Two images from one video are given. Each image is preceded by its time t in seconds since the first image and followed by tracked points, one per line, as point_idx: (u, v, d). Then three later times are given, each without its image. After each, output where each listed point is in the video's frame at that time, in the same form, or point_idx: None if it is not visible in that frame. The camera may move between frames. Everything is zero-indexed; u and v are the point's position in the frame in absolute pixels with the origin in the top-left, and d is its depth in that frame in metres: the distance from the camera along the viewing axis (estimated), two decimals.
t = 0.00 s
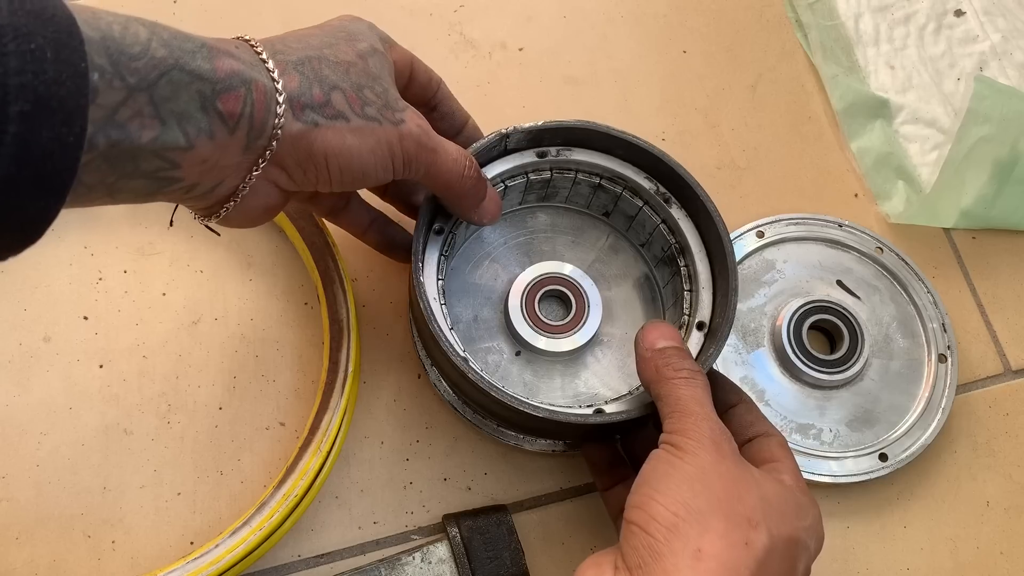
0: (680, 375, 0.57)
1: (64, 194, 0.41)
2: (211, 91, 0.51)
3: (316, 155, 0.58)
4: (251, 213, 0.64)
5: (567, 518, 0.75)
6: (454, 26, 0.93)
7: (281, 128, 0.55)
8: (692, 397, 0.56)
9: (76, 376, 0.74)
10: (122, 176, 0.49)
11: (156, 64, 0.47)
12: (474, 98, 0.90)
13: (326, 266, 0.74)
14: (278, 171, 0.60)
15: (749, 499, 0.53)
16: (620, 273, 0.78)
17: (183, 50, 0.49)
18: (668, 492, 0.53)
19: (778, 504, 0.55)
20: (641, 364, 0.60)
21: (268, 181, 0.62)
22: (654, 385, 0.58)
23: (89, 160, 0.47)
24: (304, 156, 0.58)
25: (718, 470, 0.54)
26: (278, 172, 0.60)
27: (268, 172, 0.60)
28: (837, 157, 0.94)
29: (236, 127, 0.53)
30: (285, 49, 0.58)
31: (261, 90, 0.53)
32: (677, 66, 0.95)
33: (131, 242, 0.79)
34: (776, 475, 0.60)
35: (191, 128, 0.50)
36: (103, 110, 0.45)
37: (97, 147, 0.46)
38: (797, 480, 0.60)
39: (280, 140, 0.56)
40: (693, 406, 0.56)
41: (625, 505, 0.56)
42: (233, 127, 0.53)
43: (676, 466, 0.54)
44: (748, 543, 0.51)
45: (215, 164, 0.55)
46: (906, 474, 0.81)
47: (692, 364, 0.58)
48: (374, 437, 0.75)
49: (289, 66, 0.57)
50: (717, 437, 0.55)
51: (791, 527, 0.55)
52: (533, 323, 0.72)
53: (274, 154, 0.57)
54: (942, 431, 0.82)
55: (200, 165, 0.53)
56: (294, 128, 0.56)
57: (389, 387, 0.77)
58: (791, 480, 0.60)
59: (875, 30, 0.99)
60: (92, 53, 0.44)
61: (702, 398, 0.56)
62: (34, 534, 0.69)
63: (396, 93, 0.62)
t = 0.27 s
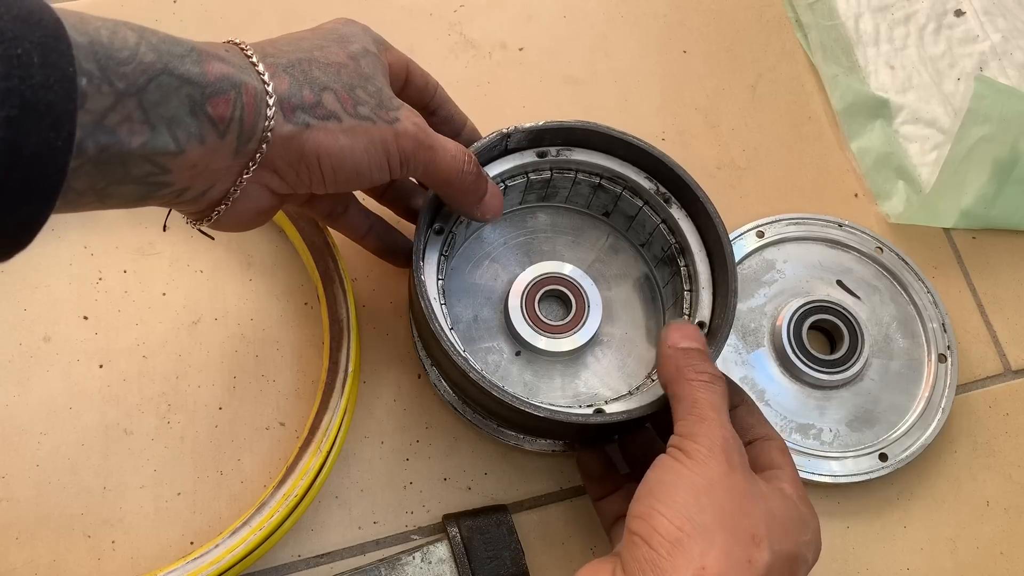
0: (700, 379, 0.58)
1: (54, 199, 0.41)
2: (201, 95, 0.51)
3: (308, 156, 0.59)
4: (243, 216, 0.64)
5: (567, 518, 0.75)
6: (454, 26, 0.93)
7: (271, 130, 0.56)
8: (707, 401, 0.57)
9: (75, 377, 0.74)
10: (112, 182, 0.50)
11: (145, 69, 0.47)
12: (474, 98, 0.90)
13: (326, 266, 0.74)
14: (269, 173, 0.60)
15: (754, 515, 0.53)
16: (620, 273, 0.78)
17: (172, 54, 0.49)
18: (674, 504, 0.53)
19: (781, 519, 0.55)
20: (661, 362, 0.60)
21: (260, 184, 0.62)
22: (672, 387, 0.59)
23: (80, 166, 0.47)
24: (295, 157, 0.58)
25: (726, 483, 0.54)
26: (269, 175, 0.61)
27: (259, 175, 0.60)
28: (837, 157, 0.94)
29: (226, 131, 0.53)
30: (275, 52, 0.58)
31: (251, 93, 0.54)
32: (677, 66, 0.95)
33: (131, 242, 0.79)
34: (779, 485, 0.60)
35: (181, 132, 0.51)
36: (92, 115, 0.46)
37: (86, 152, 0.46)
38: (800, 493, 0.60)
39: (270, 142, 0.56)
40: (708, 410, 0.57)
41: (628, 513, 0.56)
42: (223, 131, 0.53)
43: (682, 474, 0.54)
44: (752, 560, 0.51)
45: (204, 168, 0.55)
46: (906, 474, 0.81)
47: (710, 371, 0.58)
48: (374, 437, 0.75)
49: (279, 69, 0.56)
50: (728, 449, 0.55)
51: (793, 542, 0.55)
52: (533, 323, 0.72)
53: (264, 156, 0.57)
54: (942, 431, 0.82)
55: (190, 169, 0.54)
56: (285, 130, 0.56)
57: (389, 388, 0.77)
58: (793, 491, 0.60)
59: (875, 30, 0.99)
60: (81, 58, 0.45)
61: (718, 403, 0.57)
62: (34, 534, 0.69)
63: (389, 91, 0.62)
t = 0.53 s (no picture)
0: (735, 395, 0.56)
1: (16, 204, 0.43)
2: (169, 101, 0.52)
3: (289, 134, 0.58)
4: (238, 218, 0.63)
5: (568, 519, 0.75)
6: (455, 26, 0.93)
7: (243, 121, 0.56)
8: (729, 415, 0.55)
9: (75, 377, 0.74)
10: (88, 195, 0.51)
11: (107, 76, 0.49)
12: (474, 98, 0.89)
13: (326, 265, 0.74)
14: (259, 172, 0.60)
15: (737, 535, 0.51)
16: (620, 273, 0.78)
17: (134, 61, 0.51)
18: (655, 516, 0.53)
19: (777, 543, 0.51)
20: (711, 371, 0.59)
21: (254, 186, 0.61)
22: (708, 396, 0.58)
23: (48, 178, 0.48)
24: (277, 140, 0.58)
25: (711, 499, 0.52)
26: (256, 174, 0.60)
27: (249, 176, 0.60)
28: (837, 157, 0.94)
29: (200, 137, 0.54)
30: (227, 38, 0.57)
31: (217, 91, 0.54)
32: (676, 66, 0.95)
33: (131, 242, 0.79)
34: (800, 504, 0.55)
35: (154, 141, 0.52)
36: (56, 124, 0.47)
37: (54, 164, 0.47)
38: (846, 515, 0.56)
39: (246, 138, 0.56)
40: (727, 424, 0.55)
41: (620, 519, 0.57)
42: (196, 137, 0.54)
43: (669, 478, 0.54)
44: None
45: (186, 178, 0.55)
46: (907, 474, 0.80)
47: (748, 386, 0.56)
48: (374, 437, 0.75)
49: (234, 56, 0.56)
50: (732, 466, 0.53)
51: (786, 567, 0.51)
52: (533, 323, 0.72)
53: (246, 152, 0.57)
54: (942, 431, 0.82)
55: (171, 179, 0.55)
56: (255, 116, 0.56)
57: (389, 388, 0.77)
58: (817, 507, 0.55)
59: (875, 30, 0.99)
60: (40, 68, 0.47)
61: (748, 423, 0.55)
62: (34, 534, 0.69)
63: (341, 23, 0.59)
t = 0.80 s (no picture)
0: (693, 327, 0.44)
1: None
2: (41, 30, 0.45)
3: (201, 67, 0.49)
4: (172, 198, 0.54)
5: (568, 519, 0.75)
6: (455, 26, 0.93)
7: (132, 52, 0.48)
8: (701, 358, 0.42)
9: (76, 377, 0.74)
10: None
11: None
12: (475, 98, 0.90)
13: (326, 265, 0.74)
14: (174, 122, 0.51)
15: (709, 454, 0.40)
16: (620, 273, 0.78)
17: None
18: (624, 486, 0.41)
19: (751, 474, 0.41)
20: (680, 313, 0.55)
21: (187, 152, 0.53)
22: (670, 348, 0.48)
23: None
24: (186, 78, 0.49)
25: (676, 442, 0.41)
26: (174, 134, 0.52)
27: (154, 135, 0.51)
28: (837, 156, 0.94)
29: (83, 73, 0.47)
30: None
31: (99, 19, 0.47)
32: (677, 66, 0.95)
33: (131, 242, 0.79)
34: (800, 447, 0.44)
35: (26, 81, 0.45)
36: None
37: None
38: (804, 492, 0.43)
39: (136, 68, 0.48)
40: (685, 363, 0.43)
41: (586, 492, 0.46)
42: (77, 71, 0.46)
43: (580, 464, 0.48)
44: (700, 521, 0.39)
45: (78, 131, 0.47)
46: (907, 474, 0.80)
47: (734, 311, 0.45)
48: (374, 437, 0.75)
49: None
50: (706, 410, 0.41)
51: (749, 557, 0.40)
52: (533, 324, 0.73)
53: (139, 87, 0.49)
54: (942, 431, 0.82)
55: (56, 134, 0.47)
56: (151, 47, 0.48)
57: (389, 388, 0.77)
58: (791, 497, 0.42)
59: (875, 30, 0.99)
60: None
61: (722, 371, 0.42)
62: (34, 534, 0.69)
63: None
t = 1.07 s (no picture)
0: (751, 405, 0.54)
1: None
2: (59, 78, 0.47)
3: (201, 134, 0.52)
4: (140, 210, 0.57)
5: (568, 520, 0.75)
6: (454, 26, 0.93)
7: (148, 111, 0.50)
8: (743, 427, 0.53)
9: (75, 377, 0.74)
10: None
11: None
12: (475, 98, 0.89)
13: (326, 265, 0.74)
14: (163, 165, 0.53)
15: (733, 557, 0.50)
16: (620, 273, 0.78)
17: (20, 30, 0.46)
18: (655, 517, 0.52)
19: (789, 559, 0.50)
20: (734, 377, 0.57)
21: (156, 177, 0.55)
22: (726, 404, 0.56)
23: None
24: (185, 138, 0.52)
25: (716, 508, 0.51)
26: (168, 168, 0.54)
27: (153, 165, 0.53)
28: (837, 156, 0.94)
29: (95, 121, 0.48)
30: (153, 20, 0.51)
31: (121, 77, 0.49)
32: (677, 65, 0.95)
33: (130, 242, 0.79)
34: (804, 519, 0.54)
35: (37, 120, 0.47)
36: None
37: None
38: (841, 539, 0.54)
39: (147, 129, 0.50)
40: (741, 441, 0.52)
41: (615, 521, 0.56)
42: (89, 120, 0.48)
43: (671, 496, 0.52)
44: None
45: (76, 160, 0.50)
46: (907, 474, 0.80)
47: (764, 402, 0.54)
48: (374, 437, 0.75)
49: (154, 40, 0.50)
50: (740, 474, 0.51)
51: None
52: (533, 324, 0.72)
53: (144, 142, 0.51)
54: (943, 431, 0.82)
55: (55, 163, 0.49)
56: (165, 109, 0.50)
57: (389, 388, 0.77)
58: (826, 529, 0.54)
59: (875, 30, 0.99)
60: None
61: (758, 438, 0.53)
62: (34, 534, 0.69)
63: (291, 26, 0.53)
